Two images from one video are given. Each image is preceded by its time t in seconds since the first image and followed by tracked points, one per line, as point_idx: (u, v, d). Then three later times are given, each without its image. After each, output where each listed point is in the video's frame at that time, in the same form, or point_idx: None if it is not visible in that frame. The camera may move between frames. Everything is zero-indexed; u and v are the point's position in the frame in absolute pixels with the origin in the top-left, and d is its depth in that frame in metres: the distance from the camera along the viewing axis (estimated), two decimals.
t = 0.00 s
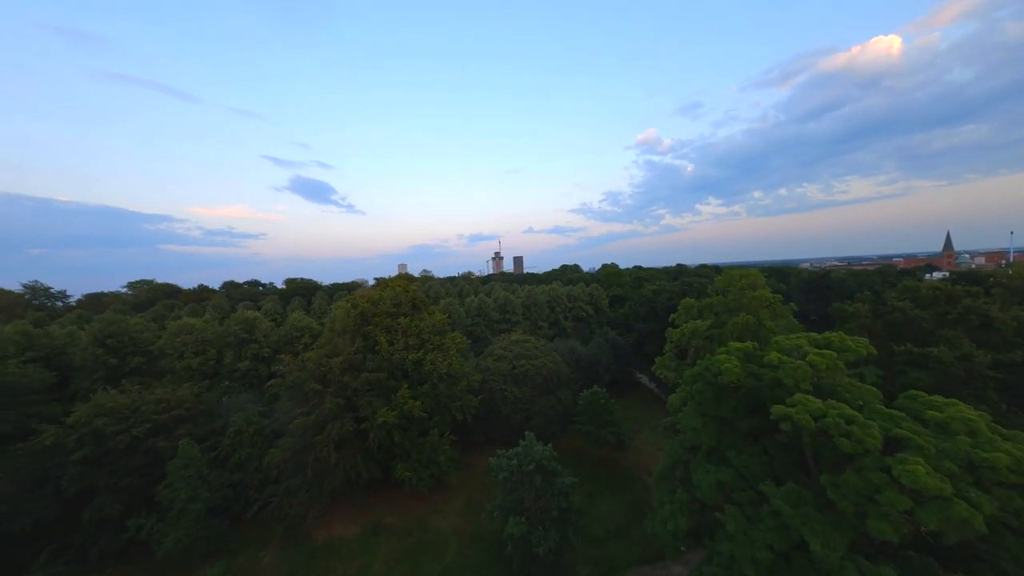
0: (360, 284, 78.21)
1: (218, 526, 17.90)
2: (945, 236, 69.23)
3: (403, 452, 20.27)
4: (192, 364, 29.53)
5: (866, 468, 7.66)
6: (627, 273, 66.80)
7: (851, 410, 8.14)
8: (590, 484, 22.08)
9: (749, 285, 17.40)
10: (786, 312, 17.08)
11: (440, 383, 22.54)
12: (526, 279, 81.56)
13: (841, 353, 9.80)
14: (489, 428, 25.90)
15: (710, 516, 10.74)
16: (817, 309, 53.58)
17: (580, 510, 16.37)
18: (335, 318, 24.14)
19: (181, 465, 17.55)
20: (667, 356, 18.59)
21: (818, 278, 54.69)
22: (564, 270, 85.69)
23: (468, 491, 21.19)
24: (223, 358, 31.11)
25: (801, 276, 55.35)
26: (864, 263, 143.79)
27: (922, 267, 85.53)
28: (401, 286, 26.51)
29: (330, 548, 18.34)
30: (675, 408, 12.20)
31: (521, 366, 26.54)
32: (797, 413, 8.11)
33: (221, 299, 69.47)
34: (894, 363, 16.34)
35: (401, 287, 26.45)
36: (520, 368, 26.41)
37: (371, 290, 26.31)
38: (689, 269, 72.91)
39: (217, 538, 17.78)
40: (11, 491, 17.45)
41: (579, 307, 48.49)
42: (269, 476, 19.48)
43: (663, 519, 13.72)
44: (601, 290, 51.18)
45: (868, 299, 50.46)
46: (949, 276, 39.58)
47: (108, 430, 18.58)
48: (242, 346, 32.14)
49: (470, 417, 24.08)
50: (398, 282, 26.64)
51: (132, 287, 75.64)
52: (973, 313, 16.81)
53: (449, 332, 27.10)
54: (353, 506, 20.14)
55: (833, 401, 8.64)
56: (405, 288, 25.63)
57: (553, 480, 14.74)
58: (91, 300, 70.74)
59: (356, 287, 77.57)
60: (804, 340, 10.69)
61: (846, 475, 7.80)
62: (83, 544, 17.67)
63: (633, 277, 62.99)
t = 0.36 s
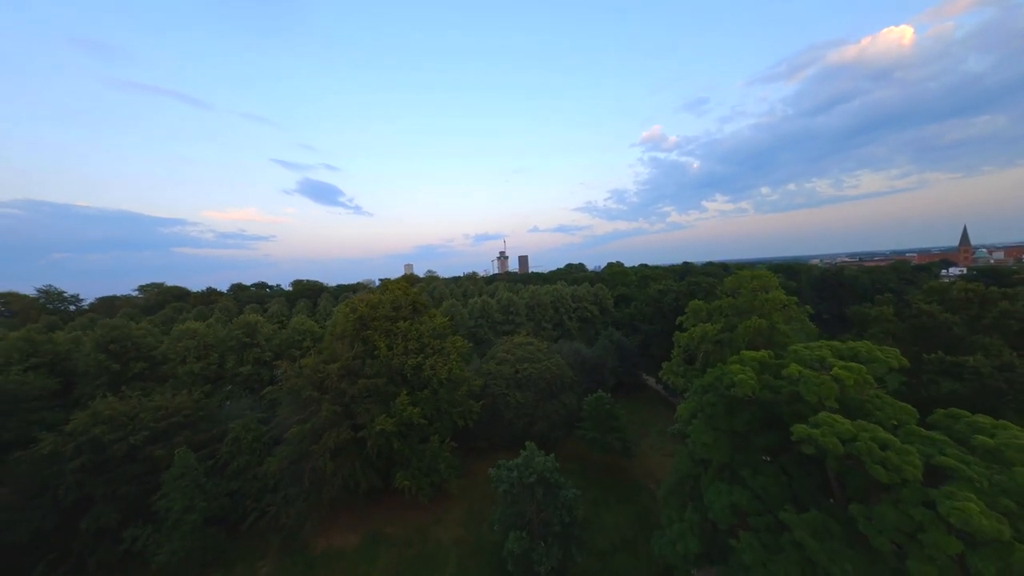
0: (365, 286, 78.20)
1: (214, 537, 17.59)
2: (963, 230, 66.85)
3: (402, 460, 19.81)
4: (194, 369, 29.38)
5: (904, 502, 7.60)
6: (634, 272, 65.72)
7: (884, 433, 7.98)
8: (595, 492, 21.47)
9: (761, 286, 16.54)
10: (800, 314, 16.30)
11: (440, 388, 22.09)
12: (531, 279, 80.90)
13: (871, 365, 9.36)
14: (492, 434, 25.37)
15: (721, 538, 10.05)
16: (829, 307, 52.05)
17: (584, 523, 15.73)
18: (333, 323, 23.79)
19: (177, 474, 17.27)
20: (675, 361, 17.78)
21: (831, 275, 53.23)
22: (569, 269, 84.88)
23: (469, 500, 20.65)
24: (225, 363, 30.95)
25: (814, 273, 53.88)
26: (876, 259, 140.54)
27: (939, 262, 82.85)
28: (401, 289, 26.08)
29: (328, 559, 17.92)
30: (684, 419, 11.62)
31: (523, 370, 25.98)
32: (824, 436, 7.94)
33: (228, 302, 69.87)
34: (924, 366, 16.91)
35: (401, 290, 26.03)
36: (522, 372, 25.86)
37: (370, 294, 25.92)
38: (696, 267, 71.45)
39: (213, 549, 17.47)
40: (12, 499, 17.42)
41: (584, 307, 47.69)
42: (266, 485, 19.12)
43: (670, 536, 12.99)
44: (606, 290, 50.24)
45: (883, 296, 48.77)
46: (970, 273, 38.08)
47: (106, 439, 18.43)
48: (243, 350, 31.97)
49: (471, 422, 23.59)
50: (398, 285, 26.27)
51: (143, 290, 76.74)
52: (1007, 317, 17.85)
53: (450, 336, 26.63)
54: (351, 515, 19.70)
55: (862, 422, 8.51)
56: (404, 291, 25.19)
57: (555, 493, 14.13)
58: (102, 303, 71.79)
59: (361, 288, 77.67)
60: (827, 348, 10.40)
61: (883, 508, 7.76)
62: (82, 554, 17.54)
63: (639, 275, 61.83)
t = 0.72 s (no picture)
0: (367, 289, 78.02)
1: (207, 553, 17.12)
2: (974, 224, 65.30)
3: (401, 471, 19.32)
4: (192, 377, 29.04)
5: (953, 547, 6.96)
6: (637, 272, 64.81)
7: (925, 464, 7.61)
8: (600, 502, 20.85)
9: (772, 288, 15.82)
10: (813, 317, 15.57)
11: (439, 396, 21.66)
12: (533, 279, 80.24)
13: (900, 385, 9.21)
14: (493, 441, 24.81)
15: (735, 564, 9.39)
16: (837, 305, 50.91)
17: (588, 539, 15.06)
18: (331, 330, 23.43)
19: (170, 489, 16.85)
20: (682, 368, 17.10)
21: (840, 272, 52.08)
22: (572, 270, 84.19)
23: (470, 512, 20.07)
24: (224, 370, 30.61)
25: (821, 271, 52.80)
26: (884, 254, 138.34)
27: (950, 257, 81.07)
28: (399, 294, 25.69)
29: None
30: (694, 434, 11.03)
31: (525, 375, 25.48)
32: (856, 464, 7.50)
33: (231, 306, 69.99)
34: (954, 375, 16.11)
35: (399, 295, 25.63)
36: (524, 378, 25.36)
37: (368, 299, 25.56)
38: (700, 266, 70.41)
39: (207, 566, 17.00)
40: (6, 514, 17.18)
41: (587, 308, 46.96)
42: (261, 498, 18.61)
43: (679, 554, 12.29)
44: (609, 290, 49.42)
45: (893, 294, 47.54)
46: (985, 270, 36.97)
47: (98, 452, 18.08)
48: (242, 357, 31.61)
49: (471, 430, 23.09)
50: (396, 290, 25.91)
51: (149, 296, 77.20)
52: None
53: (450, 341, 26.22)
54: (349, 528, 19.15)
55: (899, 449, 8.16)
56: (402, 296, 24.81)
57: (556, 508, 13.54)
58: (107, 310, 72.22)
59: (364, 291, 77.59)
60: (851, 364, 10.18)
61: (926, 547, 7.13)
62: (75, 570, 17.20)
63: (643, 275, 60.96)
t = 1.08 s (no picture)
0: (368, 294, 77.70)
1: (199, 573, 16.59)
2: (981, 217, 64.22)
3: (400, 485, 18.77)
4: (189, 388, 28.58)
5: None
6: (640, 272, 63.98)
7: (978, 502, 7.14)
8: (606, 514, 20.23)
9: (783, 290, 15.08)
10: (828, 320, 14.83)
11: (438, 406, 21.15)
12: (535, 281, 79.58)
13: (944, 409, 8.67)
14: (495, 450, 24.21)
15: None
16: (845, 303, 49.88)
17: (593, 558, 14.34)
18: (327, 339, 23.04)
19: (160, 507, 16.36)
20: (689, 375, 16.45)
21: (847, 270, 51.09)
22: (574, 271, 83.46)
23: (471, 526, 19.44)
24: (222, 380, 30.14)
25: (828, 269, 51.80)
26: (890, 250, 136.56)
27: (958, 252, 79.62)
28: (396, 301, 25.28)
29: None
30: (705, 451, 10.40)
31: (526, 382, 24.93)
32: (899, 501, 6.99)
33: (233, 313, 69.92)
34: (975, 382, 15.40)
35: (397, 302, 25.21)
36: (525, 384, 24.81)
37: (365, 307, 25.16)
38: (704, 265, 69.41)
39: None
40: None
41: (590, 311, 46.25)
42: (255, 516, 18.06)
43: None
44: (612, 292, 48.65)
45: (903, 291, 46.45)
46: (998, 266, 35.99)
47: (88, 469, 17.62)
48: (240, 366, 31.15)
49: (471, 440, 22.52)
50: (393, 297, 25.52)
51: (152, 304, 77.36)
52: None
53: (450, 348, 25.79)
54: (346, 545, 18.51)
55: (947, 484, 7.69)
56: (400, 303, 24.40)
57: (559, 527, 12.88)
58: (111, 319, 72.34)
59: (365, 296, 77.32)
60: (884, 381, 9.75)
61: None
62: None
63: (646, 275, 60.09)
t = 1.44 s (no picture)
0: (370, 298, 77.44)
1: None
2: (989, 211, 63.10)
3: (399, 498, 18.29)
4: (186, 399, 28.10)
5: None
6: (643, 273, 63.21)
7: None
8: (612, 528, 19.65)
9: (796, 292, 14.41)
10: (845, 325, 14.10)
11: (438, 416, 20.69)
12: (538, 282, 78.97)
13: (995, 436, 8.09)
14: (497, 460, 23.65)
15: None
16: (852, 301, 49.06)
17: None
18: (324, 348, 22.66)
19: (151, 527, 15.89)
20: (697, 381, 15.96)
21: (854, 268, 50.27)
22: (577, 272, 82.84)
23: (472, 540, 18.85)
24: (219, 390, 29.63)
25: (835, 267, 50.97)
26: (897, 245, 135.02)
27: (967, 247, 78.17)
28: (394, 308, 24.85)
29: None
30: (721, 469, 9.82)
31: (528, 389, 24.41)
32: (954, 548, 6.34)
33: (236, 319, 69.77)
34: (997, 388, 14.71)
35: (395, 309, 24.80)
36: (527, 391, 24.28)
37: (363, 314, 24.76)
38: (708, 264, 68.51)
39: None
40: None
41: (593, 312, 45.55)
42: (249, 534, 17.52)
43: None
44: (615, 293, 47.91)
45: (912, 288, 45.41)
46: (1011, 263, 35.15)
47: (78, 487, 17.19)
48: (238, 376, 30.66)
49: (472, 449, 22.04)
50: (391, 303, 25.11)
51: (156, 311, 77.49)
52: None
53: (449, 355, 25.34)
54: (343, 563, 17.93)
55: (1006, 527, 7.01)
56: (397, 310, 23.98)
57: (562, 548, 12.25)
58: (114, 327, 72.46)
59: (367, 300, 77.03)
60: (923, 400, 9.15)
61: None
62: None
63: (649, 275, 59.28)
